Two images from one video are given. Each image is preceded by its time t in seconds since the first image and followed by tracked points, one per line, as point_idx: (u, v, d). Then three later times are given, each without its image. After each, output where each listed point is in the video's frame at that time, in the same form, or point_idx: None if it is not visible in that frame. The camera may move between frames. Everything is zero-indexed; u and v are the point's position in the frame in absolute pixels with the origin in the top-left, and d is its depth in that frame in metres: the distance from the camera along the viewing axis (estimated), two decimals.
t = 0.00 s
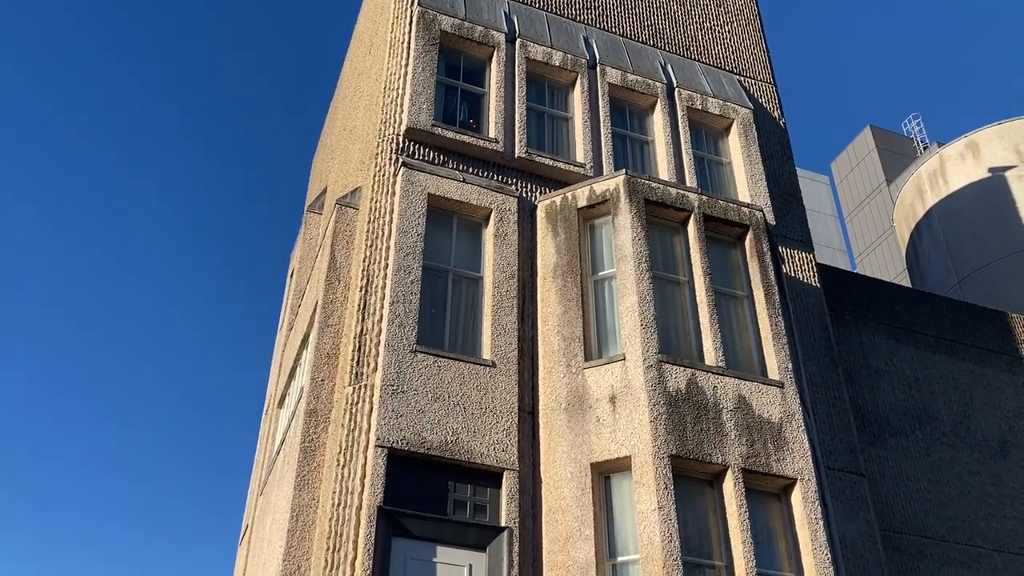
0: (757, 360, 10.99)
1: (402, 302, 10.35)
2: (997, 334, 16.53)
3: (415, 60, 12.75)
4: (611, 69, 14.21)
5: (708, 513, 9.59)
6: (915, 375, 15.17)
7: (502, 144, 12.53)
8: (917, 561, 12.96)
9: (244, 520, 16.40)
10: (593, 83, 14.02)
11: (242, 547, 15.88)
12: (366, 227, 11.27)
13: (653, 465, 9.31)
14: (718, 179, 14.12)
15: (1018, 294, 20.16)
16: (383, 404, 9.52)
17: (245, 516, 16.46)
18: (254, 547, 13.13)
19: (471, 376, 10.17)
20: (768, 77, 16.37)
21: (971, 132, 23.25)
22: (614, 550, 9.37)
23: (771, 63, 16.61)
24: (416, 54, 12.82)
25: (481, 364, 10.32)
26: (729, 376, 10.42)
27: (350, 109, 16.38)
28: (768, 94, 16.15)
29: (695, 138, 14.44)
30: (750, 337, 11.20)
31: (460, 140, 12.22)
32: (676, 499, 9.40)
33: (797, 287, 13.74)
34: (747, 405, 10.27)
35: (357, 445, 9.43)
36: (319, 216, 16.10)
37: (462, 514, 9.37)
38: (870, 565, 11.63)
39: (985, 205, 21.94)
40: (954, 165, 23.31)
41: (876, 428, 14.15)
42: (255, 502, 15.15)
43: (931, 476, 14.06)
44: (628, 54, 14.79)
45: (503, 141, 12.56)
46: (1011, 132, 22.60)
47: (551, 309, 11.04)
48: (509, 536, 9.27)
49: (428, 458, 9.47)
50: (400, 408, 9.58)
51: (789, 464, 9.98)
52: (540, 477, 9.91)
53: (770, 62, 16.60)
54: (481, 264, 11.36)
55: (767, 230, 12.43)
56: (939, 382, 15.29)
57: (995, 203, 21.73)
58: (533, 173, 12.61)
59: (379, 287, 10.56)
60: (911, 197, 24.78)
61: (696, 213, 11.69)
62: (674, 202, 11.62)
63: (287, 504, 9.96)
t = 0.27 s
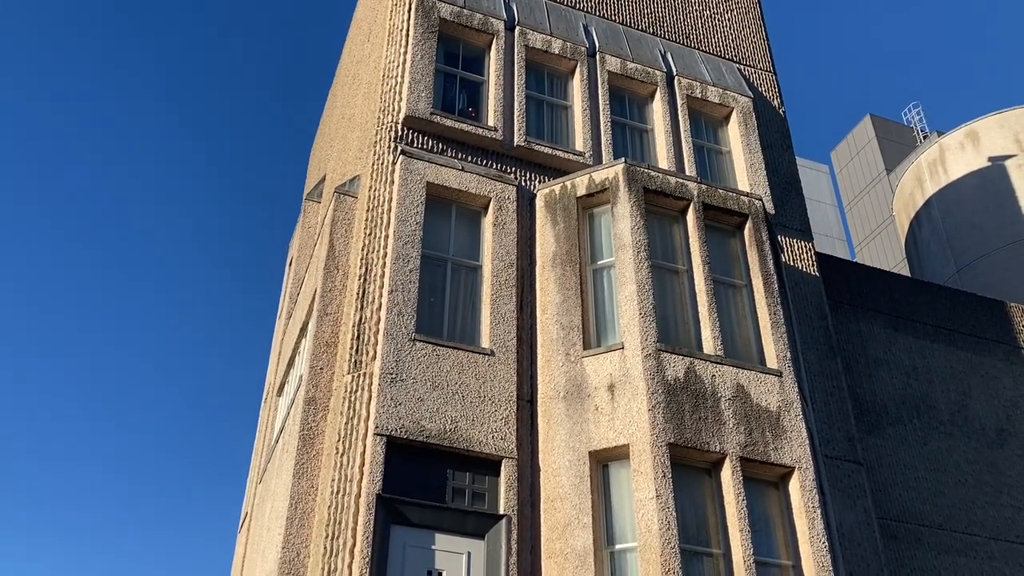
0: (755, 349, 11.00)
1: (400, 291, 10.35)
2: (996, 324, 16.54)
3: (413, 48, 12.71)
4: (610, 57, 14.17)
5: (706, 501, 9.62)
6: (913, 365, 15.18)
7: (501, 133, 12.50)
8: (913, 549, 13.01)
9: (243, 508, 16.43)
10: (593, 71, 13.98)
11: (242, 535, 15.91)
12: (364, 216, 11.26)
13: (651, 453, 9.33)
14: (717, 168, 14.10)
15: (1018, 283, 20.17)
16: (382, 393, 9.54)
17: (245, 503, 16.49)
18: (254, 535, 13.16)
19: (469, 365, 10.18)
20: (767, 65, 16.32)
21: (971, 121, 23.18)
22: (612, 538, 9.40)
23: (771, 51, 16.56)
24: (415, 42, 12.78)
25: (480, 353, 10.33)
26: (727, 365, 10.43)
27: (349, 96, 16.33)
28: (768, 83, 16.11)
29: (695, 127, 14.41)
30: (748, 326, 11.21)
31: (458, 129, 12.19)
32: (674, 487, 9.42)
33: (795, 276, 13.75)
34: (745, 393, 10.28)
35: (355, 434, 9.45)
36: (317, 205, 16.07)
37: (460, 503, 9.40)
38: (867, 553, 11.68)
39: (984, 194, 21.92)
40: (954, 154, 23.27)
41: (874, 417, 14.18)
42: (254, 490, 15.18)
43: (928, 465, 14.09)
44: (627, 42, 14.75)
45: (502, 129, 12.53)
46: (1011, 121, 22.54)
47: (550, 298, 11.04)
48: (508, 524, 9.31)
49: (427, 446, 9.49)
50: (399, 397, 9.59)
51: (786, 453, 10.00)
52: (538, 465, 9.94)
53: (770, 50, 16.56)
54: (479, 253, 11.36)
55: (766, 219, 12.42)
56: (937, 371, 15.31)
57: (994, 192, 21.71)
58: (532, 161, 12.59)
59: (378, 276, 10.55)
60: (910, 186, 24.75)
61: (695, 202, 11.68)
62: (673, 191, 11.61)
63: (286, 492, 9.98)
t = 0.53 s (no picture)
0: (754, 334, 11.02)
1: (399, 275, 10.35)
2: (994, 309, 16.55)
3: (412, 32, 12.66)
4: (610, 41, 14.11)
5: (704, 485, 9.64)
6: (911, 350, 15.21)
7: (501, 116, 12.46)
8: (910, 533, 13.07)
9: (242, 492, 16.47)
10: (593, 54, 13.92)
11: (240, 518, 15.95)
12: (363, 199, 11.25)
13: (649, 437, 9.36)
14: (717, 153, 14.07)
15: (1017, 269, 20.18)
16: (381, 376, 9.55)
17: (243, 487, 16.52)
18: (253, 518, 13.20)
19: (468, 348, 10.19)
20: (768, 49, 16.27)
21: (972, 106, 23.15)
22: (609, 520, 9.43)
23: (771, 35, 16.50)
24: (414, 25, 12.72)
25: (479, 337, 10.34)
26: (725, 349, 10.45)
27: (347, 80, 16.28)
28: (768, 67, 16.06)
29: (694, 111, 14.38)
30: (747, 310, 11.21)
31: (457, 112, 12.16)
32: (672, 470, 9.45)
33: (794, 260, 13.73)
34: (743, 378, 10.30)
35: (354, 417, 9.48)
36: (316, 188, 16.04)
37: (459, 485, 9.44)
38: (863, 536, 11.74)
39: (984, 180, 21.91)
40: (954, 139, 23.24)
41: (872, 402, 14.21)
42: (253, 473, 15.21)
43: (925, 450, 14.14)
44: (627, 25, 14.68)
45: (501, 113, 12.50)
46: (1011, 107, 22.51)
47: (549, 282, 11.03)
48: (506, 506, 9.35)
49: (426, 430, 9.51)
50: (397, 380, 9.61)
51: (784, 437, 10.03)
52: (537, 449, 9.96)
53: (770, 34, 16.50)
54: (478, 237, 11.35)
55: (765, 203, 12.41)
56: (935, 356, 15.34)
57: (994, 177, 21.70)
58: (531, 145, 12.56)
59: (377, 259, 10.55)
60: (910, 171, 24.72)
61: (694, 186, 11.66)
62: (673, 175, 11.59)
63: (285, 475, 10.00)
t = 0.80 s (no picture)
0: (752, 315, 11.02)
1: (397, 255, 10.35)
2: (993, 291, 16.55)
3: (411, 10, 12.58)
4: (610, 20, 14.03)
5: (702, 465, 9.67)
6: (910, 331, 15.22)
7: (500, 96, 12.41)
8: (906, 513, 13.14)
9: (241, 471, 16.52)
10: (593, 34, 13.84)
11: (240, 497, 16.00)
12: (361, 179, 11.22)
13: (647, 417, 9.38)
14: (717, 133, 14.02)
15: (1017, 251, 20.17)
16: (380, 356, 9.57)
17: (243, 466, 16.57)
18: (253, 497, 13.25)
19: (467, 329, 10.20)
20: (769, 29, 16.18)
21: (973, 88, 23.06)
22: (607, 500, 9.47)
23: (772, 15, 16.41)
24: (412, 3, 12.65)
25: (478, 317, 10.34)
26: (724, 330, 10.46)
27: (346, 58, 16.19)
28: (768, 48, 15.99)
29: (695, 91, 14.32)
30: (746, 291, 11.21)
31: (457, 91, 12.10)
32: (670, 450, 9.48)
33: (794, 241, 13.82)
34: (742, 358, 10.32)
35: (353, 396, 9.50)
36: (314, 168, 15.98)
37: (458, 465, 9.47)
38: (860, 517, 11.80)
39: (984, 162, 21.86)
40: (954, 121, 23.16)
41: (870, 383, 14.25)
42: (252, 452, 15.25)
43: (922, 431, 14.19)
44: (628, 5, 14.59)
45: (500, 92, 12.44)
46: (1012, 88, 22.42)
47: (548, 263, 11.03)
48: (505, 486, 9.40)
49: (425, 410, 9.53)
50: (396, 360, 9.63)
51: (782, 417, 10.05)
52: (535, 429, 9.99)
53: (771, 14, 16.41)
54: (477, 217, 11.34)
55: (765, 184, 12.38)
56: (933, 338, 15.36)
57: (994, 159, 21.65)
58: (531, 125, 12.52)
59: (375, 239, 10.54)
60: (910, 152, 24.66)
61: (694, 166, 11.63)
62: (673, 155, 11.55)
63: (284, 454, 10.02)
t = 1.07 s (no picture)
0: (751, 293, 11.03)
1: (396, 233, 10.34)
2: (991, 271, 16.56)
3: None
4: None
5: (699, 443, 9.71)
6: (908, 310, 15.25)
7: (499, 73, 12.35)
8: (902, 491, 13.23)
9: (240, 448, 16.57)
10: (593, 10, 13.76)
11: (239, 473, 16.07)
12: (360, 156, 11.19)
13: (645, 395, 9.41)
14: (717, 111, 13.97)
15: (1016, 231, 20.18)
16: (379, 333, 9.59)
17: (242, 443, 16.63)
18: (252, 473, 13.31)
19: (466, 307, 10.21)
20: (769, 7, 16.09)
21: (974, 67, 22.97)
22: (605, 477, 9.52)
23: None
24: None
25: (476, 295, 10.35)
26: (722, 308, 10.47)
27: (344, 34, 16.09)
28: (769, 25, 15.90)
29: (695, 69, 14.25)
30: (745, 269, 11.21)
31: (456, 68, 12.05)
32: (667, 428, 9.52)
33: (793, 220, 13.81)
34: (740, 337, 10.34)
35: (352, 373, 9.53)
36: (312, 145, 15.92)
37: (456, 442, 9.51)
38: (856, 494, 11.88)
39: (984, 141, 21.81)
40: (955, 100, 23.08)
41: (867, 362, 14.29)
42: (251, 429, 15.30)
43: (919, 409, 14.25)
44: None
45: (500, 69, 12.38)
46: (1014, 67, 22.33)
47: (547, 241, 11.02)
48: (503, 463, 9.45)
49: (423, 387, 9.56)
50: (395, 338, 9.65)
51: (779, 395, 10.09)
52: (533, 406, 10.03)
53: None
54: (476, 195, 11.32)
55: (765, 162, 12.36)
56: (931, 317, 15.39)
57: (994, 139, 21.59)
58: (530, 102, 12.47)
59: (374, 216, 10.54)
60: (910, 132, 24.59)
61: (694, 144, 11.60)
62: (672, 133, 11.52)
63: (283, 431, 10.05)
